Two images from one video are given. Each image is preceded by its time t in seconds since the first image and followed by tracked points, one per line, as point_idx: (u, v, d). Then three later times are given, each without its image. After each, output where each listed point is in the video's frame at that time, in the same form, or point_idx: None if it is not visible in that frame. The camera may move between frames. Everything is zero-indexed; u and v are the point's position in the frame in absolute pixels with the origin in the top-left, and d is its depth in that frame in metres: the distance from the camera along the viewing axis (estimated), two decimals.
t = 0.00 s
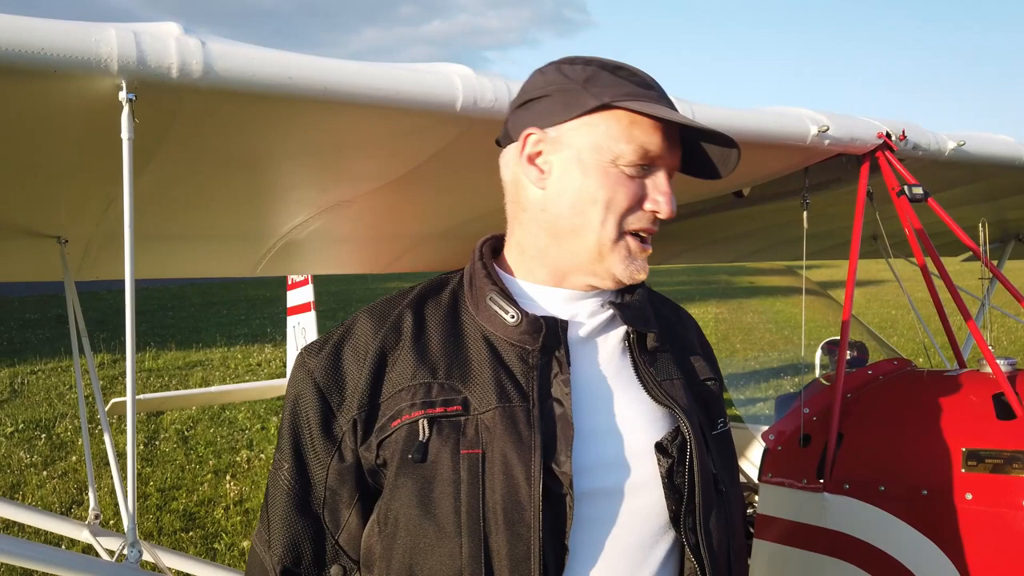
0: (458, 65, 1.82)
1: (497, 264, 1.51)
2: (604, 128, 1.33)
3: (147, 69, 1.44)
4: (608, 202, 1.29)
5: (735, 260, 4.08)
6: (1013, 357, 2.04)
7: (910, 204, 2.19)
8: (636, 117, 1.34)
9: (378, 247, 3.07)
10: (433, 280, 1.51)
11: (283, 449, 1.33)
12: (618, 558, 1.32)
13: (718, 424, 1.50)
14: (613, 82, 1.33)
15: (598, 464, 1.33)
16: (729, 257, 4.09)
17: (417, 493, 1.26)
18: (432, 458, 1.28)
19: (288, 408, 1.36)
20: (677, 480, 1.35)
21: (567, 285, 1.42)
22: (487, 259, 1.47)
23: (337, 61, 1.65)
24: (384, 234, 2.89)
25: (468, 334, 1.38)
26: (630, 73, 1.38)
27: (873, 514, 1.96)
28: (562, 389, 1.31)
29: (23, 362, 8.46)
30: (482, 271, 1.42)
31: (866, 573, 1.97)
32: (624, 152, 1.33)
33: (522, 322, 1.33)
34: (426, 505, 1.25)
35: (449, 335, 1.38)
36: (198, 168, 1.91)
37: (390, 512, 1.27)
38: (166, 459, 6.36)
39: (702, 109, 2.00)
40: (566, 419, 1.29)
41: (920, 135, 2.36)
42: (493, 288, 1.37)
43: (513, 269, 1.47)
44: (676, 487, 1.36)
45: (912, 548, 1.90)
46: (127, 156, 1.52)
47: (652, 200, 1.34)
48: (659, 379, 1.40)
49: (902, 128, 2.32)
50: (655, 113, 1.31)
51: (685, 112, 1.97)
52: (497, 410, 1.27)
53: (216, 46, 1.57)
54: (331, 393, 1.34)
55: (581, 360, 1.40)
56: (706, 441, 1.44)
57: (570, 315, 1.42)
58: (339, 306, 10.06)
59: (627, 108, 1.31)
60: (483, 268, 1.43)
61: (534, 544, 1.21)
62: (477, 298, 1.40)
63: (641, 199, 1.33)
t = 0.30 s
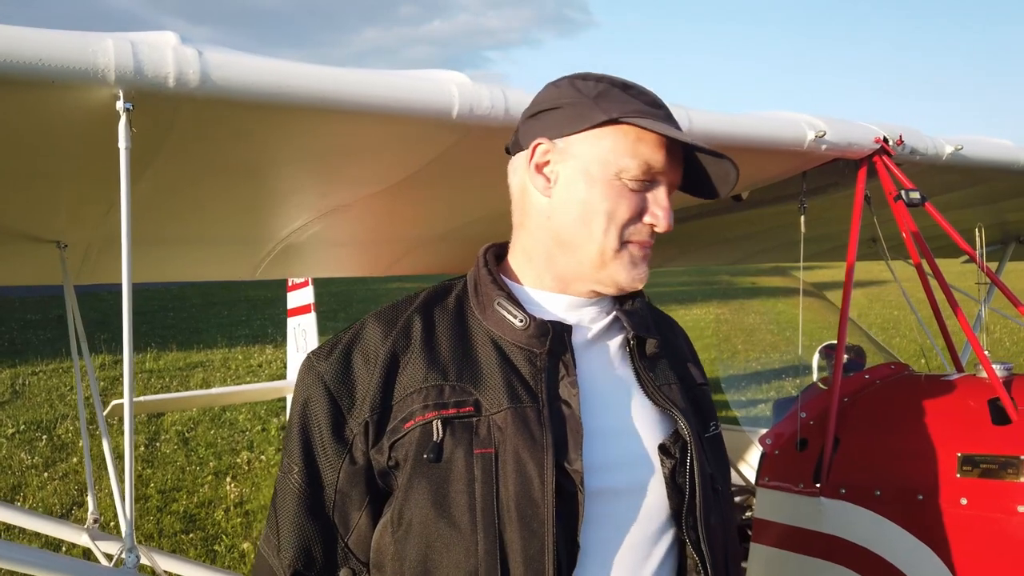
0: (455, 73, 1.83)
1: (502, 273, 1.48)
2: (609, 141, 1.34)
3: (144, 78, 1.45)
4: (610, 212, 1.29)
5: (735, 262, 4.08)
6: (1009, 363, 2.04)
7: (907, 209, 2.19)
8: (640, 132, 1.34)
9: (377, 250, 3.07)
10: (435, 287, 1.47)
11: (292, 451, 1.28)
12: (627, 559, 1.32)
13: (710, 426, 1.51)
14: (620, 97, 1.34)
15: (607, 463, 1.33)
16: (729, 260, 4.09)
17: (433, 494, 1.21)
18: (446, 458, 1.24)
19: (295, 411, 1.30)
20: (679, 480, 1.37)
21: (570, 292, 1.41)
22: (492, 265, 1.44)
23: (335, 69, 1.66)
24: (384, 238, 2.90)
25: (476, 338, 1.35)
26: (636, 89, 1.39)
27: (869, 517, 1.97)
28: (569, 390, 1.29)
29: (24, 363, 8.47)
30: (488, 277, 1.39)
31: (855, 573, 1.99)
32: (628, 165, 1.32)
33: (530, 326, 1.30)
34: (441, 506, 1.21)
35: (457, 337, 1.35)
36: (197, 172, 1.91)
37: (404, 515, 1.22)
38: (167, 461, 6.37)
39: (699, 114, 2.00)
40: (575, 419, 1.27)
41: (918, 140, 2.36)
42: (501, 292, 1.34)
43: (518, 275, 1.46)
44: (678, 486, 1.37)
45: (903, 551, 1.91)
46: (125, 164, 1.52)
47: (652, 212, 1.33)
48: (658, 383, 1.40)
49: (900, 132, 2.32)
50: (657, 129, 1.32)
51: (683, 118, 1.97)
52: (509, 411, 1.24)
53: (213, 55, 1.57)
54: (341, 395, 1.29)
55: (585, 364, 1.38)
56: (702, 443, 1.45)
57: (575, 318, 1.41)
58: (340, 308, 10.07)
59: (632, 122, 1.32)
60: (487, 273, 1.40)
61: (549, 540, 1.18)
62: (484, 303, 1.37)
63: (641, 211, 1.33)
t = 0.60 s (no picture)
0: (443, 72, 1.82)
1: (484, 271, 1.48)
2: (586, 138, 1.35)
3: (128, 77, 1.44)
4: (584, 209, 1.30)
5: (726, 262, 4.08)
6: (996, 360, 2.06)
7: (896, 208, 2.19)
8: (619, 131, 1.35)
9: (368, 250, 3.07)
10: (418, 286, 1.48)
11: (275, 449, 1.27)
12: (607, 555, 1.32)
13: (691, 421, 1.52)
14: (600, 96, 1.35)
15: (589, 458, 1.33)
16: (721, 259, 4.10)
17: (415, 488, 1.22)
18: (428, 453, 1.24)
19: (279, 409, 1.30)
20: (663, 474, 1.37)
21: (549, 288, 1.41)
22: (475, 263, 1.45)
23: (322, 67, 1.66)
24: (374, 237, 2.90)
25: (458, 334, 1.36)
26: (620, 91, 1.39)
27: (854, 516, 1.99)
28: (551, 385, 1.30)
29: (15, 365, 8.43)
30: (470, 275, 1.40)
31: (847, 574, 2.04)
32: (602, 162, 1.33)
33: (511, 322, 1.32)
34: (424, 501, 1.21)
35: (439, 334, 1.36)
36: (184, 172, 1.91)
37: (386, 509, 1.23)
38: (159, 462, 6.35)
39: (687, 114, 1.99)
40: (555, 415, 1.28)
41: (906, 140, 2.37)
42: (483, 290, 1.36)
43: (500, 268, 1.45)
44: (661, 479, 1.37)
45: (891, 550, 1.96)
46: (109, 163, 1.52)
47: (626, 211, 1.33)
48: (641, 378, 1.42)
49: (888, 132, 2.33)
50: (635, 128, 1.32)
51: (671, 117, 1.97)
52: (490, 406, 1.26)
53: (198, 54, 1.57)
54: (324, 393, 1.29)
55: (568, 361, 1.39)
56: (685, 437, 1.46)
57: (557, 315, 1.42)
58: (333, 308, 10.05)
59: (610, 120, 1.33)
60: (470, 271, 1.42)
61: (529, 533, 1.20)
62: (466, 300, 1.38)
63: (614, 210, 1.33)
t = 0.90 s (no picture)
0: (412, 73, 1.83)
1: (452, 270, 1.49)
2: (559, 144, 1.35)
3: (91, 76, 1.44)
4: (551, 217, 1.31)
5: (701, 262, 4.11)
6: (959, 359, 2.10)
7: (863, 210, 2.22)
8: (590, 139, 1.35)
9: (343, 251, 3.07)
10: (386, 286, 1.49)
11: (235, 446, 1.28)
12: (564, 556, 1.34)
13: (657, 426, 1.54)
14: (574, 101, 1.35)
15: (549, 461, 1.34)
16: (696, 259, 4.14)
17: (370, 490, 1.23)
18: (386, 456, 1.25)
19: (241, 407, 1.31)
20: (626, 479, 1.38)
21: (518, 292, 1.42)
22: (442, 263, 1.46)
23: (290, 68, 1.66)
24: (347, 238, 2.89)
25: (422, 336, 1.37)
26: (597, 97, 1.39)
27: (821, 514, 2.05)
28: (512, 390, 1.31)
29: None
30: (438, 276, 1.41)
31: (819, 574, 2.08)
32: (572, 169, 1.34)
33: (475, 325, 1.33)
34: (379, 505, 1.23)
35: (403, 335, 1.37)
36: (153, 173, 1.90)
37: (343, 510, 1.24)
38: (134, 465, 6.29)
39: (656, 115, 2.02)
40: (515, 420, 1.29)
41: (873, 142, 2.40)
42: (448, 293, 1.36)
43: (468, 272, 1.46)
44: (625, 485, 1.38)
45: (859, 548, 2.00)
46: (71, 163, 1.51)
47: (594, 220, 1.34)
48: (608, 384, 1.43)
49: (856, 134, 2.36)
50: (605, 137, 1.33)
51: (640, 119, 1.99)
52: (450, 410, 1.27)
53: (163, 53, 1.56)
54: (286, 393, 1.29)
55: (534, 366, 1.40)
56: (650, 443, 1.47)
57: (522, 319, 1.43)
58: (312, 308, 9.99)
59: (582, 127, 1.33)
60: (438, 272, 1.42)
61: (482, 538, 1.21)
62: (431, 302, 1.39)
63: (582, 218, 1.34)
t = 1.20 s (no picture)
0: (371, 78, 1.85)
1: (409, 278, 1.51)
2: (506, 158, 1.35)
3: (40, 79, 1.42)
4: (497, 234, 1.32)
5: (670, 265, 4.15)
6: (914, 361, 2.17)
7: (821, 214, 2.26)
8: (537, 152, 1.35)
9: (310, 254, 3.06)
10: (347, 294, 1.51)
11: (193, 451, 1.29)
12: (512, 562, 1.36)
13: (616, 435, 1.55)
14: (519, 116, 1.35)
15: (498, 468, 1.37)
16: (665, 262, 4.17)
17: (319, 496, 1.26)
18: (334, 462, 1.28)
19: (198, 415, 1.32)
20: (575, 490, 1.41)
21: (474, 302, 1.43)
22: (399, 270, 1.48)
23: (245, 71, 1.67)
24: (314, 241, 2.89)
25: (376, 343, 1.40)
26: (547, 109, 1.38)
27: (778, 513, 2.07)
28: (462, 397, 1.34)
29: None
30: (393, 285, 1.43)
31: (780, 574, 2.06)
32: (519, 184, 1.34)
33: (426, 333, 1.35)
34: (328, 512, 1.25)
35: (357, 343, 1.39)
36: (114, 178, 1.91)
37: (292, 515, 1.26)
38: (102, 471, 6.20)
39: (617, 120, 2.05)
40: (464, 427, 1.32)
41: (832, 147, 2.44)
42: (401, 302, 1.39)
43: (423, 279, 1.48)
44: (575, 496, 1.41)
45: (817, 547, 1.99)
46: (20, 168, 1.50)
47: (543, 235, 1.35)
48: (562, 394, 1.46)
49: (814, 140, 2.40)
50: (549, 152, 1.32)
51: (601, 124, 2.01)
52: (398, 418, 1.29)
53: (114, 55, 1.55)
54: (241, 400, 1.31)
55: (489, 374, 1.43)
56: (605, 453, 1.49)
57: (477, 327, 1.45)
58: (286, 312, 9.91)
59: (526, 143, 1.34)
60: (393, 280, 1.44)
61: (428, 545, 1.23)
62: (386, 310, 1.41)
63: (531, 233, 1.35)
